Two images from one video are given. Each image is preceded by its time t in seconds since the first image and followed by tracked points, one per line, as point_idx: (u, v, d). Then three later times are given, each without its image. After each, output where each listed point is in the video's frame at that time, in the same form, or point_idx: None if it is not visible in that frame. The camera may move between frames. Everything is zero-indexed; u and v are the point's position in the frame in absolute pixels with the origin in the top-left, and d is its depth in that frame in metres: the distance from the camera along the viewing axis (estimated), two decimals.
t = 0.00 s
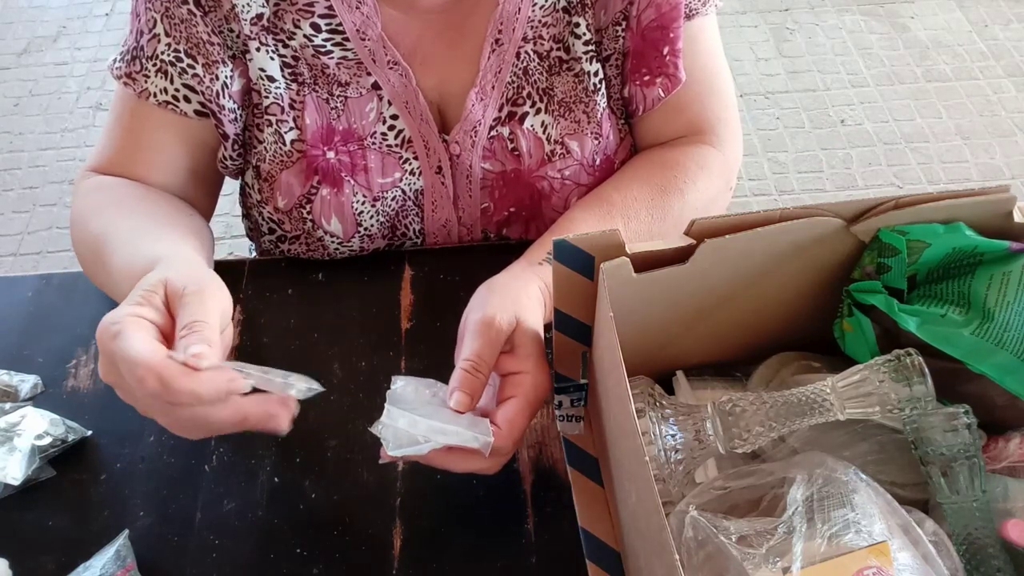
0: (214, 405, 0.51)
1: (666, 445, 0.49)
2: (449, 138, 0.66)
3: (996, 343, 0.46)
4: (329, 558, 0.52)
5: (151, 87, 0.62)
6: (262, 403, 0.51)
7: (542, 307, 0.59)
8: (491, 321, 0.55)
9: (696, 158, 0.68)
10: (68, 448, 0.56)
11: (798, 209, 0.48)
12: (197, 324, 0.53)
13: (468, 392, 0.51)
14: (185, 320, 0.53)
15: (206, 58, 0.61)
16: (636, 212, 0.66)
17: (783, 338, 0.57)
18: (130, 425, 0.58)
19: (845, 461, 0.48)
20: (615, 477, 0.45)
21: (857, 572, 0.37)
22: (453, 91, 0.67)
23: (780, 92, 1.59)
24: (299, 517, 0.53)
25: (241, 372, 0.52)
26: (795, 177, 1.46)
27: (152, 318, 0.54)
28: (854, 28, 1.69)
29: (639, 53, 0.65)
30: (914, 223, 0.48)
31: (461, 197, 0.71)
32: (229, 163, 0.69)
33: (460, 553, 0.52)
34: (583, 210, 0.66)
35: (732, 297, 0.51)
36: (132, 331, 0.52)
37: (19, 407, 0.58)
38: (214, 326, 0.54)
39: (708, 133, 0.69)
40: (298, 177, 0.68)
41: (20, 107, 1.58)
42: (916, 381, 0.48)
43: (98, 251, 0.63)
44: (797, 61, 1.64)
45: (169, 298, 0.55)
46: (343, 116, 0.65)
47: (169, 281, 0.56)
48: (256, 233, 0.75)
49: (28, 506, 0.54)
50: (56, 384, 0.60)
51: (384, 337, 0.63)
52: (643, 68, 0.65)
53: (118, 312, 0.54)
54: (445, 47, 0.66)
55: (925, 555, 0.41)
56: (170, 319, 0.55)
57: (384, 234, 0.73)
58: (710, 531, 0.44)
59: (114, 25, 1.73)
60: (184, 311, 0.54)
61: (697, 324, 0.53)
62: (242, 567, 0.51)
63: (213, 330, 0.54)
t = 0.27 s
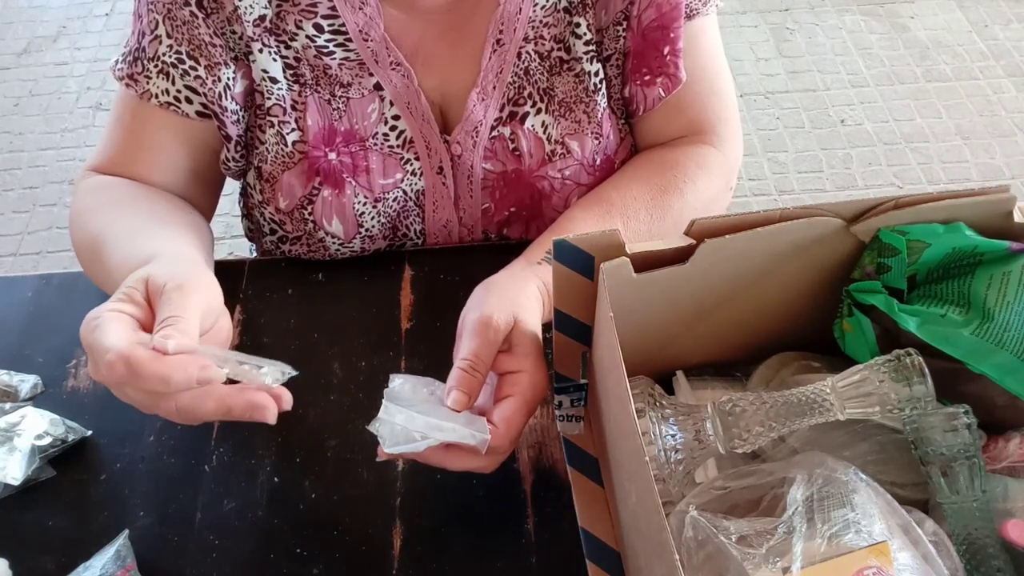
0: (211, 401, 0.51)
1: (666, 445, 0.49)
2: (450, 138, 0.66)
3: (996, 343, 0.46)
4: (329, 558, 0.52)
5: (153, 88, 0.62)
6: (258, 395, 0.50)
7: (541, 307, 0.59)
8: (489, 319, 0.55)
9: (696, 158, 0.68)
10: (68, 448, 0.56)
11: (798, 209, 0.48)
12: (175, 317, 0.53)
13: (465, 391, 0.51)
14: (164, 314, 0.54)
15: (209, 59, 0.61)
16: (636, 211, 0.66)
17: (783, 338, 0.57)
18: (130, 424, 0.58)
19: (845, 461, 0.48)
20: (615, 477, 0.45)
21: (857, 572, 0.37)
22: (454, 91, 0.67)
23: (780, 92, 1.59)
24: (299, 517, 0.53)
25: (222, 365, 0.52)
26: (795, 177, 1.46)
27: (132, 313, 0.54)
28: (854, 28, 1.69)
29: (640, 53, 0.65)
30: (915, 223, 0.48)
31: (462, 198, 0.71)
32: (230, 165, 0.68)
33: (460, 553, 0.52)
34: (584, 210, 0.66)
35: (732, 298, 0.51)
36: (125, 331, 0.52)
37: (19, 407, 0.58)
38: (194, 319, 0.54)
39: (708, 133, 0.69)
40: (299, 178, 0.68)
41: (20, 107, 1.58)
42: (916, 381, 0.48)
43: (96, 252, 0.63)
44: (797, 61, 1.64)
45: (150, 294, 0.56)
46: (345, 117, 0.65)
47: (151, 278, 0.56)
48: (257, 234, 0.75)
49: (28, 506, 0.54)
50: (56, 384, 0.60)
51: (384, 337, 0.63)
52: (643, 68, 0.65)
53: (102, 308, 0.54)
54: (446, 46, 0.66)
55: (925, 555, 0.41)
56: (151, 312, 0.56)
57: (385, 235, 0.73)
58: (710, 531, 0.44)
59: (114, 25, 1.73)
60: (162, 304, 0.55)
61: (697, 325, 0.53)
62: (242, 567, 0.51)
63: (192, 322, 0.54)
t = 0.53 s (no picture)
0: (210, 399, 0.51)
1: (666, 445, 0.49)
2: (451, 138, 0.66)
3: (996, 343, 0.46)
4: (329, 558, 0.52)
5: (153, 88, 0.62)
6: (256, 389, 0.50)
7: (541, 307, 0.59)
8: (489, 319, 0.55)
9: (696, 158, 0.68)
10: (68, 448, 0.56)
11: (798, 209, 0.48)
12: (179, 322, 0.52)
13: (466, 391, 0.51)
14: (169, 315, 0.53)
15: (208, 59, 0.61)
16: (636, 211, 0.66)
17: (784, 338, 0.57)
18: (130, 425, 0.58)
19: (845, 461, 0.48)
20: (615, 477, 0.45)
21: (857, 572, 0.37)
22: (454, 91, 0.67)
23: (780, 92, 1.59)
24: (299, 517, 0.53)
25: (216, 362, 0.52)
26: (795, 177, 1.46)
27: (134, 312, 0.54)
28: (854, 28, 1.69)
29: (640, 53, 0.65)
30: (915, 223, 0.48)
31: (462, 197, 0.71)
32: (230, 165, 0.68)
33: (460, 553, 0.52)
34: (583, 209, 0.66)
35: (732, 298, 0.51)
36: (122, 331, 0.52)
37: (19, 407, 0.58)
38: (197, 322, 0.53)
39: (708, 133, 0.69)
40: (299, 178, 0.68)
41: (20, 107, 1.58)
42: (916, 381, 0.48)
43: (95, 252, 0.63)
44: (797, 61, 1.64)
45: (158, 292, 0.56)
46: (344, 117, 0.65)
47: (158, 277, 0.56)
48: (257, 234, 0.75)
49: (28, 505, 0.54)
50: (56, 384, 0.60)
51: (384, 337, 0.63)
52: (644, 67, 0.65)
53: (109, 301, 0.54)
54: (446, 45, 0.65)
55: (925, 555, 0.41)
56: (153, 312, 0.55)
57: (386, 234, 0.73)
58: (710, 531, 0.44)
59: (114, 25, 1.73)
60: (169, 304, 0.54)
61: (697, 325, 0.53)
62: (242, 567, 0.51)
63: (195, 327, 0.53)
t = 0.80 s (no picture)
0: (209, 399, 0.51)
1: (666, 445, 0.49)
2: (451, 138, 0.66)
3: (996, 343, 0.46)
4: (329, 558, 0.52)
5: (152, 87, 0.62)
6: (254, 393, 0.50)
7: (540, 307, 0.59)
8: (487, 320, 0.54)
9: (697, 158, 0.68)
10: (68, 448, 0.56)
11: (798, 209, 0.48)
12: (182, 325, 0.53)
13: (464, 390, 0.51)
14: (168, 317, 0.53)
15: (207, 58, 0.61)
16: (636, 211, 0.66)
17: (784, 338, 0.57)
18: (130, 425, 0.58)
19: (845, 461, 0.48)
20: (615, 477, 0.45)
21: (857, 572, 0.37)
22: (455, 91, 0.67)
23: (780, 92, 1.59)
24: (299, 517, 0.53)
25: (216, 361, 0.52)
26: (795, 177, 1.46)
27: (136, 314, 0.54)
28: (854, 28, 1.69)
29: (641, 52, 0.65)
30: (915, 223, 0.48)
31: (462, 197, 0.71)
32: (230, 165, 0.68)
33: (459, 553, 0.52)
34: (584, 209, 0.66)
35: (732, 299, 0.51)
36: (122, 330, 0.52)
37: (19, 407, 0.58)
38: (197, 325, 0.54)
39: (709, 133, 0.69)
40: (299, 178, 0.68)
41: (20, 107, 1.58)
42: (916, 381, 0.48)
43: (94, 252, 0.63)
44: (797, 61, 1.64)
45: (158, 293, 0.56)
46: (344, 116, 0.65)
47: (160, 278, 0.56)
48: (256, 233, 0.75)
49: (28, 505, 0.54)
50: (56, 384, 0.60)
51: (384, 337, 0.63)
52: (645, 67, 0.65)
53: (106, 303, 0.53)
54: (446, 44, 0.65)
55: (925, 555, 0.41)
56: (154, 314, 0.55)
57: (386, 234, 0.73)
58: (710, 531, 0.44)
59: (114, 25, 1.73)
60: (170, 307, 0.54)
61: (697, 325, 0.53)
62: (242, 567, 0.51)
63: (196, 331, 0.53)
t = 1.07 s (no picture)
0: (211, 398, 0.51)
1: (666, 445, 0.49)
2: (451, 138, 0.66)
3: (996, 343, 0.46)
4: (329, 558, 0.52)
5: (151, 87, 0.62)
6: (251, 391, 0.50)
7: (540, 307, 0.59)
8: (487, 319, 0.54)
9: (697, 158, 0.68)
10: (68, 448, 0.56)
11: (798, 209, 0.48)
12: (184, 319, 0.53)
13: (464, 390, 0.51)
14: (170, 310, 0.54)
15: (206, 58, 0.61)
16: (636, 212, 0.66)
17: (784, 338, 0.57)
18: (130, 425, 0.58)
19: (845, 461, 0.48)
20: (615, 476, 0.45)
21: (857, 572, 0.37)
22: (455, 90, 0.67)
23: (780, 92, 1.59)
24: (299, 517, 0.53)
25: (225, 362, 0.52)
26: (795, 177, 1.46)
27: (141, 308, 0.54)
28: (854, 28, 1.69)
29: (642, 52, 0.65)
30: (915, 223, 0.48)
31: (463, 197, 0.71)
32: (229, 164, 0.68)
33: (459, 554, 0.52)
34: (584, 209, 0.66)
35: (732, 298, 0.51)
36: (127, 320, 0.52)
37: (19, 407, 0.57)
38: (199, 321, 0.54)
39: (709, 133, 0.69)
40: (299, 178, 0.68)
41: (20, 107, 1.58)
42: (916, 381, 0.48)
43: (95, 252, 0.62)
44: (797, 61, 1.64)
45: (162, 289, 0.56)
46: (344, 116, 0.65)
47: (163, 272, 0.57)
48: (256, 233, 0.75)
49: (28, 506, 0.54)
50: (56, 384, 0.60)
51: (384, 337, 0.63)
52: (647, 67, 0.65)
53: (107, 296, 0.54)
54: (446, 44, 0.65)
55: (925, 555, 0.41)
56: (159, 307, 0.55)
57: (386, 234, 0.73)
58: (710, 531, 0.44)
59: (114, 25, 1.73)
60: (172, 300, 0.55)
61: (697, 325, 0.53)
62: (242, 567, 0.51)
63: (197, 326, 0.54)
